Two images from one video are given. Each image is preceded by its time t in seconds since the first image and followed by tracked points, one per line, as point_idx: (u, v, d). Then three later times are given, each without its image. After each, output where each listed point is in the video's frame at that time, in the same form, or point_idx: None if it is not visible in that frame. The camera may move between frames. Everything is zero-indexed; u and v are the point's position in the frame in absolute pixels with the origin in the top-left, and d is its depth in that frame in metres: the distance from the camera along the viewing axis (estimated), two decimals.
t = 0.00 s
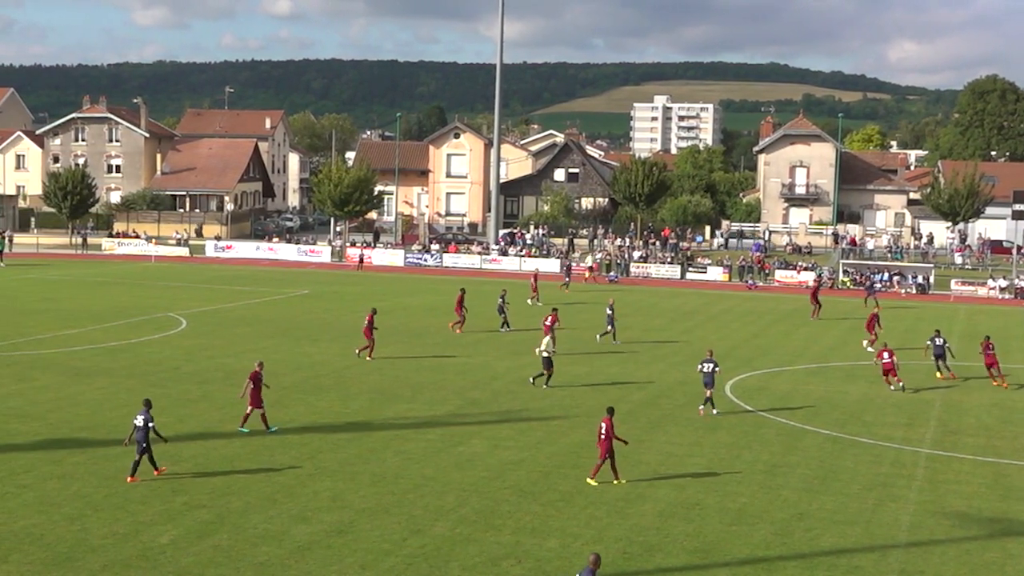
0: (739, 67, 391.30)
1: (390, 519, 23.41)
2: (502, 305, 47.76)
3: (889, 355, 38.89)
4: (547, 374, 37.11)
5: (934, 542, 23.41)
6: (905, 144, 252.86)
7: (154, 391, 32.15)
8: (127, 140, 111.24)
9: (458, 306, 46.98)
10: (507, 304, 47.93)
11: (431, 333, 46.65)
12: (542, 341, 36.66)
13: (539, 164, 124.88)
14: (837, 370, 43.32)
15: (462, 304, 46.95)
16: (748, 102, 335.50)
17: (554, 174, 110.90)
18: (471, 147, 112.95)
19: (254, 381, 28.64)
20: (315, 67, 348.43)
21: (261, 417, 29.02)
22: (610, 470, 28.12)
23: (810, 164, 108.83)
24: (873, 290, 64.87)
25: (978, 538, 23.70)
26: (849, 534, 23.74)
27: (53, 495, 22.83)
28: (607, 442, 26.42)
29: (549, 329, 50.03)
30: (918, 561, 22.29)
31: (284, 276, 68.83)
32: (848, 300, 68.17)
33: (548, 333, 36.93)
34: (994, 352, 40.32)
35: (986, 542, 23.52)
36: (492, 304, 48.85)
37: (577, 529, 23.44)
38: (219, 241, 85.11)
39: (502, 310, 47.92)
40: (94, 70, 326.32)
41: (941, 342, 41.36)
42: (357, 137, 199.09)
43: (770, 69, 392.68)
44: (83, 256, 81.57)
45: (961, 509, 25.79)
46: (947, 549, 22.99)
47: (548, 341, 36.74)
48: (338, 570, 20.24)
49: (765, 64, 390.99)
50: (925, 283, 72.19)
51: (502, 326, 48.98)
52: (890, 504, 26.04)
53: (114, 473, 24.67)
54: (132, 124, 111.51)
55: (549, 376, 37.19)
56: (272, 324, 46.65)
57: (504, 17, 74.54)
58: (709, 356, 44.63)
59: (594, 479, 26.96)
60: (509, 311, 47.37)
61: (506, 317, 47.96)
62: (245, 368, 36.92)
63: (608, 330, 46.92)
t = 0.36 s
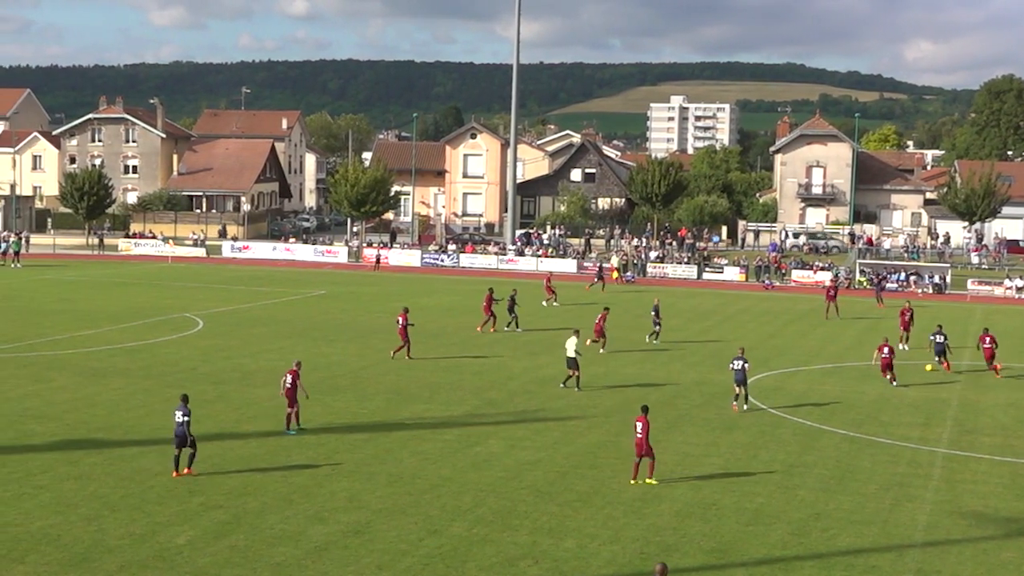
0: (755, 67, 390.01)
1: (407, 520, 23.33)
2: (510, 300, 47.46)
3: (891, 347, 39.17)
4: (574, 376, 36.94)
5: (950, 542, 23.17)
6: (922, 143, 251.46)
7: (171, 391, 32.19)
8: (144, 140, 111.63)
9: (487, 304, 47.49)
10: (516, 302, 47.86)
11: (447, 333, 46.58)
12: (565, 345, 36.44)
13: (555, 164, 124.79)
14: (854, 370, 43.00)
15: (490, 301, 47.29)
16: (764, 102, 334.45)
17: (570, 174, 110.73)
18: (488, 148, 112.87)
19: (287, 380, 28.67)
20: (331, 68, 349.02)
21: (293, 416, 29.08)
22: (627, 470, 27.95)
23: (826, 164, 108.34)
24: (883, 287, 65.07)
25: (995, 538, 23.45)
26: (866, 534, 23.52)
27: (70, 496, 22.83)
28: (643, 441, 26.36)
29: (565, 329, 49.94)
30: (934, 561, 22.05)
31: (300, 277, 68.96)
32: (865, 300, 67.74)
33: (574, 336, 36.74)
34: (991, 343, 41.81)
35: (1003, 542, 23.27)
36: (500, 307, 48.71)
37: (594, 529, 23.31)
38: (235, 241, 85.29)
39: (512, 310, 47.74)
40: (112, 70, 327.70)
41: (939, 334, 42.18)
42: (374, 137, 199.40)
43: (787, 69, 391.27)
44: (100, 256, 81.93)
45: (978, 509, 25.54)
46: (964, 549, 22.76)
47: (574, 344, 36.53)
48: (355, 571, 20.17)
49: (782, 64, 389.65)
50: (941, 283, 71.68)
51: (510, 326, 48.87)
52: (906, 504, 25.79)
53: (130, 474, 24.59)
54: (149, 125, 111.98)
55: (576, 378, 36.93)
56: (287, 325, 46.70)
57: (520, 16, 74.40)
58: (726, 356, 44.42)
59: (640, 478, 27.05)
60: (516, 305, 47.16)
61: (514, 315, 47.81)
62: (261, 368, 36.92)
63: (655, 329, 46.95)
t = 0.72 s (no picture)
0: (765, 67, 389.46)
1: (416, 520, 23.25)
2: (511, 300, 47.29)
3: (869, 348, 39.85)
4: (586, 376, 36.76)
5: (959, 542, 22.98)
6: (931, 143, 250.72)
7: (181, 392, 32.16)
8: (153, 141, 111.75)
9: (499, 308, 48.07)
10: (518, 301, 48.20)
11: (456, 333, 46.52)
12: (577, 345, 36.22)
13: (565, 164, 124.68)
14: (864, 370, 42.78)
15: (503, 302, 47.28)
16: (774, 102, 333.95)
17: (580, 174, 110.51)
18: (498, 148, 112.74)
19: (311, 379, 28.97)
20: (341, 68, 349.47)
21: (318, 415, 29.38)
22: (636, 470, 27.80)
23: (835, 164, 107.99)
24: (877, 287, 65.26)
25: (1004, 538, 23.24)
26: (875, 534, 23.35)
27: (79, 497, 22.80)
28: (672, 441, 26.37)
29: (575, 328, 49.86)
30: (944, 561, 21.86)
31: (309, 277, 69.04)
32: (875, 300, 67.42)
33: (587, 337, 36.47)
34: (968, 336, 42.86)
35: (1013, 542, 23.06)
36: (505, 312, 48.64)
37: (604, 529, 23.20)
38: (244, 242, 85.26)
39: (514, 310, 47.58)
40: (122, 70, 328.62)
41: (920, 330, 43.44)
42: (384, 138, 199.64)
43: (796, 69, 390.61)
44: (109, 257, 81.97)
45: (987, 509, 25.33)
46: (973, 549, 22.56)
47: (586, 343, 36.29)
48: (365, 571, 20.09)
49: (791, 64, 388.95)
50: (950, 283, 71.35)
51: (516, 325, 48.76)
52: (915, 504, 25.60)
53: (140, 475, 24.56)
54: (158, 125, 112.19)
55: (589, 378, 36.71)
56: (297, 325, 46.73)
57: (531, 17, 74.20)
58: (735, 356, 44.26)
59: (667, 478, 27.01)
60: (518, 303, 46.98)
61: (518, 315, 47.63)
62: (271, 368, 36.93)
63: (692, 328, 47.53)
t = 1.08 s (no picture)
0: (780, 67, 388.31)
1: (432, 520, 23.14)
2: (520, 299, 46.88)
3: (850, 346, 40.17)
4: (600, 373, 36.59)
5: (976, 543, 22.76)
6: (947, 144, 249.49)
7: (196, 392, 32.15)
8: (168, 141, 112.01)
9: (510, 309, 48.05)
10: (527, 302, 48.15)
11: (471, 333, 46.43)
12: (591, 344, 36.09)
13: (581, 164, 124.46)
14: (879, 370, 42.47)
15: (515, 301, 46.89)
16: (790, 102, 332.96)
17: (596, 174, 110.27)
18: (514, 148, 112.66)
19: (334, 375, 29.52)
20: (356, 69, 349.81)
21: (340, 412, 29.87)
22: (650, 470, 27.66)
23: (851, 164, 107.44)
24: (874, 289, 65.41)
25: (1021, 538, 23.01)
26: (890, 533, 23.13)
27: (95, 497, 22.78)
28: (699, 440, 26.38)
29: (590, 328, 49.73)
30: (959, 561, 21.66)
31: (324, 277, 69.02)
32: (890, 300, 67.01)
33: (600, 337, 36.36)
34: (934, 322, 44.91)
35: None
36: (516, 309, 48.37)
37: (620, 529, 23.06)
38: (260, 242, 85.31)
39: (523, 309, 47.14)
40: (139, 71, 329.71)
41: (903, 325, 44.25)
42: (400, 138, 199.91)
43: (812, 69, 389.28)
44: (125, 257, 82.20)
45: (1004, 509, 25.07)
46: (989, 549, 22.34)
47: (599, 342, 36.24)
48: (381, 572, 20.03)
49: (806, 65, 387.77)
50: (966, 283, 70.87)
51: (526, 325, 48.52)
52: (931, 503, 25.38)
53: (156, 475, 24.51)
54: (173, 125, 112.37)
55: (603, 377, 36.56)
56: (313, 325, 46.71)
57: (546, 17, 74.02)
58: (751, 356, 44.06)
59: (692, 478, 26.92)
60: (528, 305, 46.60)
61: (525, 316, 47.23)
62: (286, 368, 36.89)
63: (729, 329, 47.41)
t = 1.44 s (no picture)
0: (798, 67, 386.61)
1: (449, 520, 23.05)
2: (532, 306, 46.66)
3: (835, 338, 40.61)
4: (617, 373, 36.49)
5: (994, 543, 22.52)
6: (964, 143, 247.86)
7: (213, 392, 32.15)
8: (186, 141, 112.32)
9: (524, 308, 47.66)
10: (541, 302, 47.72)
11: (487, 333, 46.32)
12: (610, 344, 35.89)
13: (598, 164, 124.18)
14: (898, 369, 42.12)
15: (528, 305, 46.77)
16: (807, 102, 331.60)
17: (614, 174, 109.98)
18: (531, 148, 112.50)
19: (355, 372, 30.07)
20: (374, 69, 350.22)
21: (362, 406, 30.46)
22: (667, 470, 27.49)
23: (869, 164, 106.83)
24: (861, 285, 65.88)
25: None
26: (907, 533, 22.90)
27: (112, 497, 22.76)
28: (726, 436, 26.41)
29: (608, 328, 49.54)
30: (977, 561, 21.42)
31: (341, 277, 69.05)
32: (908, 300, 66.54)
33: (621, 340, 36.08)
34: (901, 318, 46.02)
35: None
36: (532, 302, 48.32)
37: (638, 529, 22.91)
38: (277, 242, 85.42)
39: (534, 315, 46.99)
40: (157, 71, 330.90)
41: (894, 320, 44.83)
42: (418, 138, 200.00)
43: (830, 69, 387.69)
44: (143, 257, 82.45)
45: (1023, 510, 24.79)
46: (1008, 549, 22.10)
47: (619, 343, 36.00)
48: (398, 572, 19.94)
49: (824, 65, 386.13)
50: (984, 283, 70.30)
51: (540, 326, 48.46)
52: (948, 503, 25.13)
53: (174, 475, 24.49)
54: (191, 125, 112.77)
55: (620, 376, 36.40)
56: (330, 325, 46.72)
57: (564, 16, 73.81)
58: (769, 356, 43.78)
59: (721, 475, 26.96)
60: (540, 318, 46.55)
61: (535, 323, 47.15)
62: (303, 368, 36.87)
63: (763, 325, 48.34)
